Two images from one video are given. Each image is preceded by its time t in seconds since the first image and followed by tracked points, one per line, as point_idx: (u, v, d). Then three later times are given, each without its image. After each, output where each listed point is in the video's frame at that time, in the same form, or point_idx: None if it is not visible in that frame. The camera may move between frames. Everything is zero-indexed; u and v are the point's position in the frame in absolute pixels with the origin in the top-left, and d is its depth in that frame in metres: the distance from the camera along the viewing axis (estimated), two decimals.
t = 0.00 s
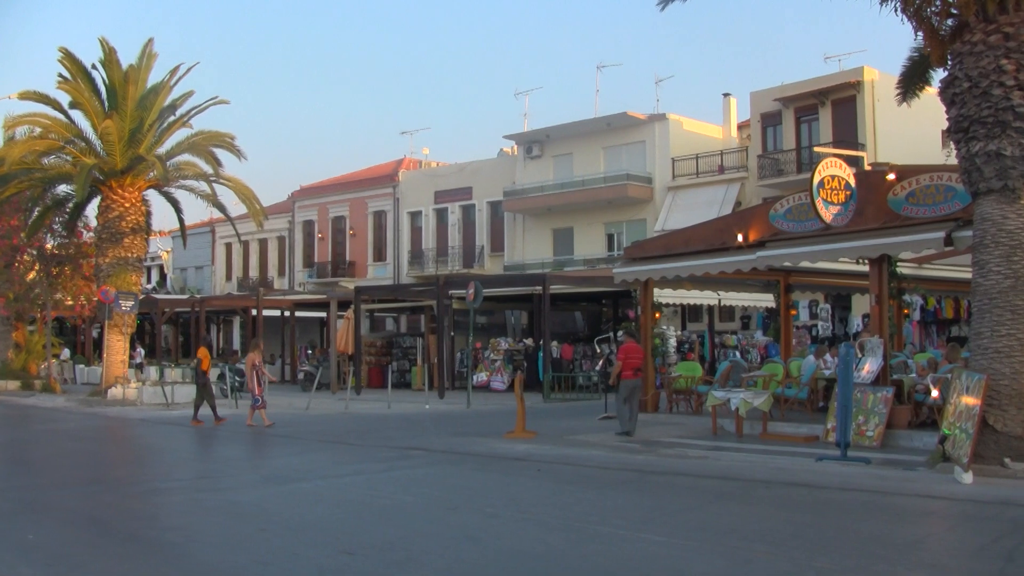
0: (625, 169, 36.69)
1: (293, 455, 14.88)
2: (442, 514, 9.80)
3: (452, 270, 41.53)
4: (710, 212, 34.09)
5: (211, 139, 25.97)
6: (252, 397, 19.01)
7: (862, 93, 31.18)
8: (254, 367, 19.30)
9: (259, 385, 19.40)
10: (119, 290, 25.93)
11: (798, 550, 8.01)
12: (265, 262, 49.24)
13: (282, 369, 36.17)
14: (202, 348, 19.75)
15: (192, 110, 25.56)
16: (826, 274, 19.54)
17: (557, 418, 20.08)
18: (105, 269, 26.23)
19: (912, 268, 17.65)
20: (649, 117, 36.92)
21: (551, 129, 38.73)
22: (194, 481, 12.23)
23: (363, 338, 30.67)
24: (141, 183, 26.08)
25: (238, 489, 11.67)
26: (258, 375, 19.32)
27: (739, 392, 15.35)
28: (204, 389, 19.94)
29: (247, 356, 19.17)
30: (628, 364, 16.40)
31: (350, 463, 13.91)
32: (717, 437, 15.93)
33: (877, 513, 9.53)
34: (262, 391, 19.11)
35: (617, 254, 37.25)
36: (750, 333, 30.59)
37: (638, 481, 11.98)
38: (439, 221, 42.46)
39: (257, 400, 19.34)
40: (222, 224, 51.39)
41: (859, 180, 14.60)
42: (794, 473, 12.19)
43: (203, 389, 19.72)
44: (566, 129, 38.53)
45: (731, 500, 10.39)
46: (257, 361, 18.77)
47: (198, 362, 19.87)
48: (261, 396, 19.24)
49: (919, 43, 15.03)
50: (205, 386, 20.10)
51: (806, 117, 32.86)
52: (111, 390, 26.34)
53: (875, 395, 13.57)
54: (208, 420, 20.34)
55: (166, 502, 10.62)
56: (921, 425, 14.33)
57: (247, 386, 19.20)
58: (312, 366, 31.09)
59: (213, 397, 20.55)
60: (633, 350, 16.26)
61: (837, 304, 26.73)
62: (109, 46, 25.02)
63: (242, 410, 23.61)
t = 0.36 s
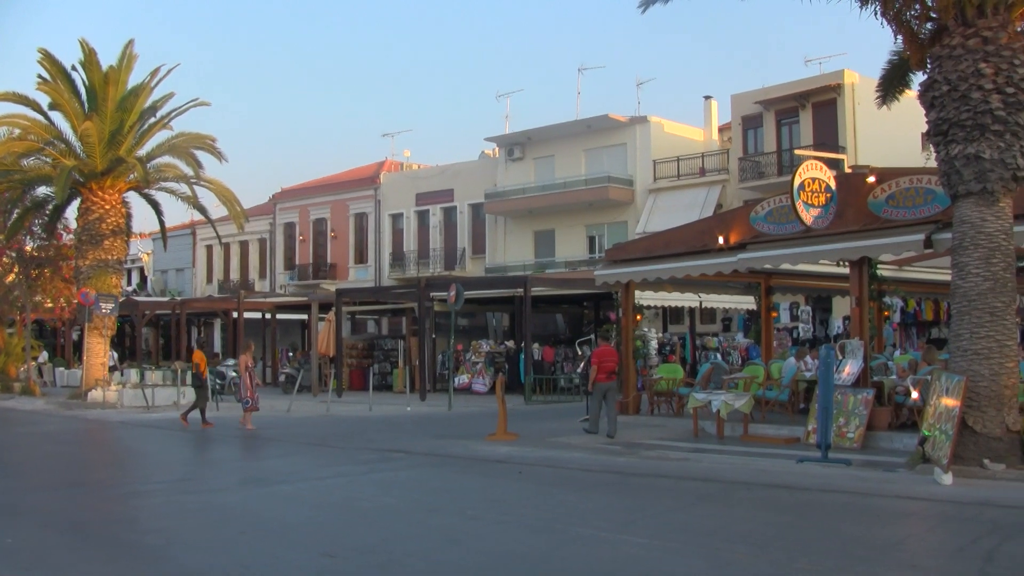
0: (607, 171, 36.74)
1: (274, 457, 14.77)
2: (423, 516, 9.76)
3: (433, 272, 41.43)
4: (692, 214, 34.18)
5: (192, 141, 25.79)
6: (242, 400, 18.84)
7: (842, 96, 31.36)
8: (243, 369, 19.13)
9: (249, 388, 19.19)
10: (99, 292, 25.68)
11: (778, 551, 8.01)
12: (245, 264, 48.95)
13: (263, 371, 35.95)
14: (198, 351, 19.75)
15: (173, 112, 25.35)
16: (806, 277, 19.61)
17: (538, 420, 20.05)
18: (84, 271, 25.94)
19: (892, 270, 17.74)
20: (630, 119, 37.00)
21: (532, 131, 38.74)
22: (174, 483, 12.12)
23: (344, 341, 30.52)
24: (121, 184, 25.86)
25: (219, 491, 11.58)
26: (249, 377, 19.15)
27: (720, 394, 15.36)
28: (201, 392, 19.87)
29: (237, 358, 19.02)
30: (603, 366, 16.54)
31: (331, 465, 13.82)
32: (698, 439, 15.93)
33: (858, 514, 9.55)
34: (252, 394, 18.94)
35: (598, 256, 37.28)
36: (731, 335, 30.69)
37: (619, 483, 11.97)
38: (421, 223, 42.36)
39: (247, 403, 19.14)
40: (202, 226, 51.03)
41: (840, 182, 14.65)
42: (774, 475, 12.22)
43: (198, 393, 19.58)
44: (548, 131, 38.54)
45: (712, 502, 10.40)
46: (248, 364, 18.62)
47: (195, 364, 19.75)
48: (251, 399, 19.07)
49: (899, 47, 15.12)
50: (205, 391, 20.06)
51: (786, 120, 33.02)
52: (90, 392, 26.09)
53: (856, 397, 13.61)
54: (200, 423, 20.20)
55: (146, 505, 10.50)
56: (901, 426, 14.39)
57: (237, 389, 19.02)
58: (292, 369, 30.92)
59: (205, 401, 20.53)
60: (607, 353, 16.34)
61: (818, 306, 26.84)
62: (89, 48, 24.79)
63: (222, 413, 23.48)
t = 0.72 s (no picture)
0: (590, 175, 36.76)
1: (256, 462, 14.64)
2: (407, 520, 9.70)
3: (417, 276, 41.33)
4: (675, 217, 34.24)
5: (175, 145, 25.62)
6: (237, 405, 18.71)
7: (825, 100, 31.52)
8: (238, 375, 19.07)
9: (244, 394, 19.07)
10: (81, 297, 25.46)
11: (763, 553, 8.00)
12: (229, 268, 48.69)
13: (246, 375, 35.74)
14: (193, 355, 19.64)
15: (156, 116, 25.19)
16: (789, 280, 19.66)
17: (522, 424, 20.00)
18: (66, 275, 25.68)
19: (874, 273, 17.81)
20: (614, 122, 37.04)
21: (515, 134, 38.72)
22: (157, 488, 12.00)
23: (327, 345, 30.38)
24: (104, 189, 25.67)
25: (202, 496, 11.48)
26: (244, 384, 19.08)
27: (703, 397, 15.35)
28: (197, 396, 19.73)
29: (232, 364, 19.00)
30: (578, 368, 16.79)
31: (315, 469, 13.72)
32: (682, 442, 15.92)
33: (842, 516, 9.55)
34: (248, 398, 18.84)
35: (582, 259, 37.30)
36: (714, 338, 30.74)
37: (603, 486, 11.93)
38: (404, 226, 42.26)
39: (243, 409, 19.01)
40: (185, 230, 50.71)
41: (822, 186, 14.69)
42: (758, 478, 12.22)
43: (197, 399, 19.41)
44: (531, 135, 38.53)
45: (696, 505, 10.38)
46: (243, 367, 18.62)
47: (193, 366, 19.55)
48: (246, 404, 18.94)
49: (881, 50, 15.18)
50: (199, 396, 19.83)
51: (769, 123, 33.15)
52: (72, 398, 25.83)
53: (839, 400, 13.63)
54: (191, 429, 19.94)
55: (129, 510, 10.38)
56: (884, 429, 14.45)
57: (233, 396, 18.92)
58: (275, 373, 30.75)
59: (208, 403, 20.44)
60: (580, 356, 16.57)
61: (801, 309, 26.94)
62: (71, 51, 24.60)
63: (205, 418, 23.32)
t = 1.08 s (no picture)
0: (574, 180, 36.77)
1: (239, 467, 14.53)
2: (389, 526, 9.63)
3: (401, 281, 41.22)
4: (659, 223, 34.29)
5: (158, 149, 25.47)
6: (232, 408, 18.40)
7: (808, 106, 31.67)
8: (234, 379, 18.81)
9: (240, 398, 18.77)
10: (64, 301, 25.30)
11: (746, 559, 7.97)
12: (212, 272, 48.45)
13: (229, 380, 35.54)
14: (191, 360, 19.84)
15: (139, 120, 25.03)
16: (772, 285, 19.70)
17: (506, 429, 19.94)
18: (49, 280, 25.49)
19: (858, 279, 17.86)
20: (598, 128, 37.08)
21: (500, 140, 38.71)
22: (140, 494, 11.88)
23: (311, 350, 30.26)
24: (87, 193, 25.49)
25: (184, 501, 11.36)
26: (239, 388, 18.82)
27: (687, 403, 15.34)
28: (195, 401, 19.55)
29: (227, 367, 18.78)
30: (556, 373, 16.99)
31: (298, 475, 13.63)
32: (665, 447, 15.92)
33: (825, 521, 9.57)
34: (243, 402, 18.52)
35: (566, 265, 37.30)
36: (698, 343, 30.79)
37: (587, 491, 11.89)
38: (388, 231, 42.16)
39: (239, 413, 18.61)
40: (169, 234, 50.42)
41: (806, 192, 14.74)
42: (741, 483, 12.22)
43: (196, 404, 19.19)
44: (516, 140, 38.52)
45: (679, 510, 10.35)
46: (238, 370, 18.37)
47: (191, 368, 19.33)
48: (242, 408, 18.61)
49: (864, 57, 15.25)
50: (196, 400, 19.75)
51: (753, 129, 33.27)
52: (55, 403, 25.59)
53: (822, 405, 13.65)
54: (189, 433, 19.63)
55: (110, 516, 10.27)
56: (867, 434, 14.51)
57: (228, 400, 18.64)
58: (259, 378, 30.60)
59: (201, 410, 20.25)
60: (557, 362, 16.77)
61: (785, 315, 27.02)
62: (55, 55, 24.40)
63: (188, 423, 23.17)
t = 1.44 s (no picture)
0: (553, 181, 36.76)
1: (217, 468, 14.39)
2: (368, 526, 9.57)
3: (380, 281, 41.08)
4: (638, 223, 34.34)
5: (136, 148, 25.21)
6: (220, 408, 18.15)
7: (787, 107, 31.83)
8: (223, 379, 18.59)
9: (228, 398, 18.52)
10: (40, 302, 24.97)
11: (724, 559, 7.96)
12: (191, 272, 48.12)
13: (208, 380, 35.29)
14: (181, 360, 19.38)
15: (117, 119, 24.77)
16: (750, 285, 19.77)
17: (485, 429, 19.89)
18: (25, 280, 25.16)
19: (835, 279, 17.94)
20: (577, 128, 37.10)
21: (478, 140, 38.64)
22: (117, 495, 11.73)
23: (290, 350, 30.08)
24: (64, 193, 25.21)
25: (162, 503, 11.24)
26: (228, 388, 18.58)
27: (665, 403, 15.33)
28: (182, 403, 19.18)
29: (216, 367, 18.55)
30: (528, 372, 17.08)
31: (276, 475, 13.52)
32: (643, 448, 15.91)
33: (803, 520, 9.59)
34: (232, 402, 18.29)
35: (545, 265, 37.29)
36: (677, 343, 30.87)
37: (566, 491, 11.87)
38: (367, 232, 42.01)
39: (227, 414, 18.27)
40: (147, 234, 50.00)
41: (784, 192, 14.80)
42: (719, 483, 12.24)
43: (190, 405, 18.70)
44: (495, 140, 38.47)
45: (657, 510, 10.34)
46: (228, 369, 18.10)
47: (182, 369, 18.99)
48: (230, 408, 18.33)
49: (841, 58, 15.30)
50: (185, 401, 19.45)
51: (731, 130, 33.40)
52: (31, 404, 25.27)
53: (800, 405, 13.70)
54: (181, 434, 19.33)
55: (86, 517, 10.14)
56: (845, 434, 14.59)
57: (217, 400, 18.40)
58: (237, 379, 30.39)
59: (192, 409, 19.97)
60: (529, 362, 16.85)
61: (763, 315, 27.13)
62: (31, 53, 24.07)
63: (165, 423, 22.96)
